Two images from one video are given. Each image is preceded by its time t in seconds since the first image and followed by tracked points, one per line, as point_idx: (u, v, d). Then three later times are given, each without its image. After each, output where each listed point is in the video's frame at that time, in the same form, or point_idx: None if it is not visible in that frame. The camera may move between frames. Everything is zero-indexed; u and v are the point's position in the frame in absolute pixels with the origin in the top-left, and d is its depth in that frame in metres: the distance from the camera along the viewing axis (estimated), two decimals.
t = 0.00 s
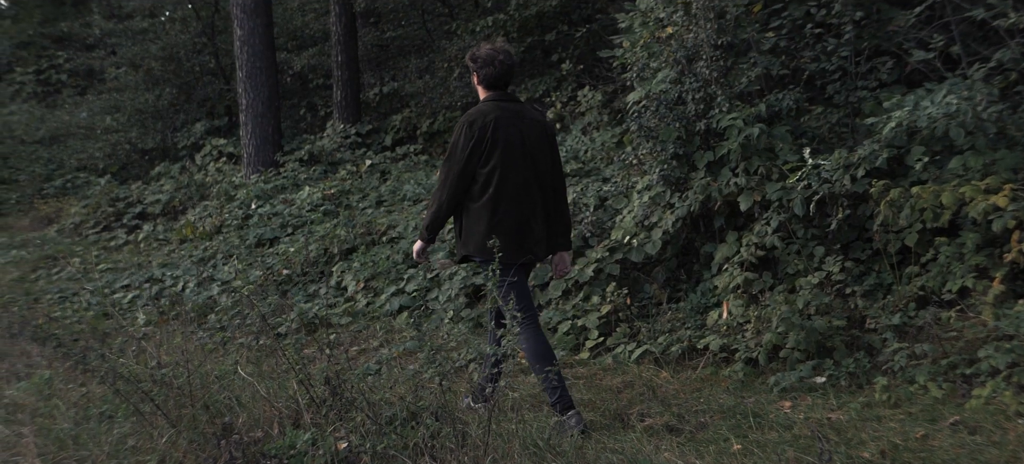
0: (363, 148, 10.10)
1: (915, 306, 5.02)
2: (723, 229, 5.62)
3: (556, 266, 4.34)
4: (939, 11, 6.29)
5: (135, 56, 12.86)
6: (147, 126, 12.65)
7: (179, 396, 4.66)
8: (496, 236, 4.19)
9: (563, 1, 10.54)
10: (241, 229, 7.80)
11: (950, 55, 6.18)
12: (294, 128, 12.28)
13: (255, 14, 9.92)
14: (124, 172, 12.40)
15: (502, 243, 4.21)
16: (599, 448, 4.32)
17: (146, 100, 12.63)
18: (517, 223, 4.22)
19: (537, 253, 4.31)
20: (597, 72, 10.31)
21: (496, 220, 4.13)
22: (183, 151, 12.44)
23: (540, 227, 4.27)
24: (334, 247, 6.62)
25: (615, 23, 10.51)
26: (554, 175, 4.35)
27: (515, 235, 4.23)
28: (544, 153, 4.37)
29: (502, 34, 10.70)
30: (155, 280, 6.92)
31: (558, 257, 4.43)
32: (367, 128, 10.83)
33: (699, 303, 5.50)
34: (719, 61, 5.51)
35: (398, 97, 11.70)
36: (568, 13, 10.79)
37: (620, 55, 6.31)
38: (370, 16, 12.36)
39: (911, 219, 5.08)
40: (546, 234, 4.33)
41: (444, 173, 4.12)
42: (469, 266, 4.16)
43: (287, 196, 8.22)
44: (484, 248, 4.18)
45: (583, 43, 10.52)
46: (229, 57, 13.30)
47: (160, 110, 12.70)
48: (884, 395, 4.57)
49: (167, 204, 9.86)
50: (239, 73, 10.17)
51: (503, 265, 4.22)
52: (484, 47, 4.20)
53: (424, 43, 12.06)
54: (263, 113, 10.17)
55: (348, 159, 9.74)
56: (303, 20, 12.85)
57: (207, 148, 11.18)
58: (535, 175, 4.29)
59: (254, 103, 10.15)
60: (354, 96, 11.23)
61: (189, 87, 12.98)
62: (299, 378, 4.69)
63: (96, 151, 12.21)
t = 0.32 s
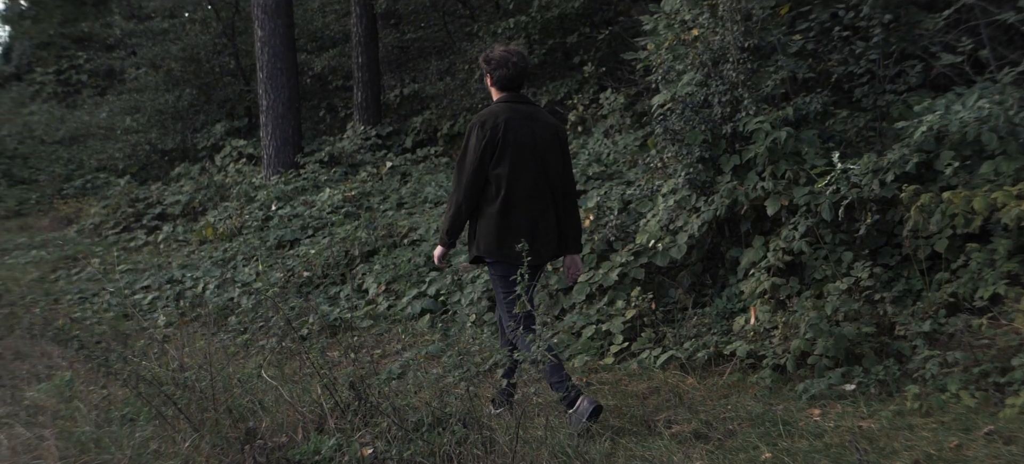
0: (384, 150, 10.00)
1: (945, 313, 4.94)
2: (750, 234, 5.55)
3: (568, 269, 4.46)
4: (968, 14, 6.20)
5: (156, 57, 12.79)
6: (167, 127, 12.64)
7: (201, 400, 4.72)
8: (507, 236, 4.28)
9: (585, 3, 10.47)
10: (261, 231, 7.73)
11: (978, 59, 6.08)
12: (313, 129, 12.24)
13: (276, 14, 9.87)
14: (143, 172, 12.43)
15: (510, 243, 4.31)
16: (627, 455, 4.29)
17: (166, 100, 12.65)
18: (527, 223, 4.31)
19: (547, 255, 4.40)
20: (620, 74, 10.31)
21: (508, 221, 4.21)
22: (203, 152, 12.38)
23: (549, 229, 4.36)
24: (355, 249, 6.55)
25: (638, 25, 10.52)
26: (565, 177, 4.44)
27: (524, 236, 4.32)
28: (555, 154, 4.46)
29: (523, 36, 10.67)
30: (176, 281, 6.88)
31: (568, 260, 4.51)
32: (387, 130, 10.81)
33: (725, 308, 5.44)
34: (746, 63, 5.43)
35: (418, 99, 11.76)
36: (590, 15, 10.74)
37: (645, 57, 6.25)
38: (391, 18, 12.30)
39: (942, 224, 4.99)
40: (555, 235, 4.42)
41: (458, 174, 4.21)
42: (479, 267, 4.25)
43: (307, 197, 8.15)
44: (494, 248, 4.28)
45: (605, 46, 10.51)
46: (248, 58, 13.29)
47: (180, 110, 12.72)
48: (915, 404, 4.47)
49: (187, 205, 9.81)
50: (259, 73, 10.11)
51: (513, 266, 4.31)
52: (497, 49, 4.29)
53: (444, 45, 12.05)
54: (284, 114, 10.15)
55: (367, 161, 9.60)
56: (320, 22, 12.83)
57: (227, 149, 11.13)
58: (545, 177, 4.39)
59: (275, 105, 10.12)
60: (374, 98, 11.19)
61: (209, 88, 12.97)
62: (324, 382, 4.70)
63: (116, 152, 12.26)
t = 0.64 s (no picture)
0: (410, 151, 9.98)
1: (983, 320, 4.81)
2: (782, 237, 5.47)
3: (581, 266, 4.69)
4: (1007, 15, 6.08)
5: (183, 56, 12.74)
6: (194, 126, 12.51)
7: (230, 401, 4.71)
8: (525, 233, 4.51)
9: (614, 3, 10.37)
10: (287, 230, 7.70)
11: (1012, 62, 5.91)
12: (338, 129, 12.16)
13: (304, 14, 9.86)
14: (169, 171, 12.49)
15: (528, 239, 4.54)
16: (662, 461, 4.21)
17: (193, 99, 12.51)
18: (545, 221, 4.54)
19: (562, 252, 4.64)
20: (649, 75, 10.26)
21: (526, 218, 4.43)
22: (229, 151, 12.33)
23: (566, 226, 4.59)
24: (382, 250, 6.50)
25: (670, 26, 10.45)
26: (581, 174, 4.67)
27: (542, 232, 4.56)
28: (571, 152, 4.69)
29: (552, 37, 10.62)
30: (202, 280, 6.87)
31: (583, 258, 4.71)
32: (414, 131, 10.79)
33: (757, 313, 5.37)
34: (779, 65, 5.35)
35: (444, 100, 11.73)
36: (619, 16, 10.63)
37: (676, 59, 6.19)
38: (417, 18, 12.26)
39: (980, 229, 4.89)
40: (571, 232, 4.66)
41: (480, 171, 4.43)
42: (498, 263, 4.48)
43: (333, 198, 8.12)
44: (512, 244, 4.51)
45: (634, 47, 10.42)
46: (274, 58, 13.09)
47: (206, 109, 12.58)
48: (954, 412, 4.36)
49: (213, 204, 9.78)
50: (286, 73, 10.12)
51: (531, 262, 4.54)
52: (516, 49, 4.51)
53: (471, 45, 12.01)
54: (309, 114, 10.13)
55: (394, 161, 9.61)
56: (346, 22, 12.81)
57: (253, 148, 11.10)
58: (563, 175, 4.60)
59: (300, 104, 10.10)
60: (401, 98, 11.18)
61: (236, 88, 12.80)
62: (355, 386, 4.66)
63: (143, 151, 12.42)
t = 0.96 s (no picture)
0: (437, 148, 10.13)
1: None
2: (818, 238, 5.39)
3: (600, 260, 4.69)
4: None
5: (212, 52, 12.75)
6: (222, 122, 12.51)
7: (260, 400, 4.76)
8: (549, 229, 4.48)
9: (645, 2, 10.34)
10: (316, 228, 7.67)
11: None
12: (366, 127, 12.18)
13: (334, 10, 9.85)
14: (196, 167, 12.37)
15: (552, 235, 4.51)
16: None
17: (221, 95, 12.51)
18: (568, 216, 4.51)
19: (586, 248, 4.61)
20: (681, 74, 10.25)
21: (553, 214, 4.39)
22: (257, 148, 12.21)
23: (590, 222, 4.56)
24: (412, 248, 6.43)
25: (702, 25, 10.39)
26: (603, 169, 4.64)
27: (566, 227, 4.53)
28: (593, 146, 4.66)
29: (582, 35, 10.60)
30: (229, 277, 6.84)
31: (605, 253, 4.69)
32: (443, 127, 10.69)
33: (791, 314, 5.29)
34: (815, 64, 5.27)
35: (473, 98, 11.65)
36: (649, 15, 10.62)
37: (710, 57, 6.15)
38: (446, 16, 12.30)
39: (1021, 232, 4.77)
40: (594, 227, 4.63)
41: (505, 166, 4.38)
42: (522, 259, 4.45)
43: (362, 195, 8.08)
44: (538, 241, 4.47)
45: (665, 45, 10.37)
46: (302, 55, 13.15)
47: (235, 105, 12.56)
48: (996, 418, 4.26)
49: (241, 201, 9.76)
50: (315, 70, 10.11)
51: (554, 258, 4.51)
52: (537, 41, 4.47)
53: (500, 44, 11.99)
54: (338, 111, 10.08)
55: (422, 159, 9.70)
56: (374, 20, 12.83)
57: (281, 145, 11.09)
58: (586, 169, 4.57)
59: (330, 101, 10.06)
60: (430, 96, 11.13)
61: (264, 84, 12.78)
62: (387, 385, 4.61)
63: (171, 147, 12.27)
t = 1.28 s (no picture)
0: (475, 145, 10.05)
1: None
2: (863, 237, 5.29)
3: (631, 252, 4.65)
4: None
5: (249, 48, 12.80)
6: (258, 118, 12.66)
7: (299, 397, 4.73)
8: (583, 223, 4.43)
9: None
10: (351, 224, 7.66)
11: None
12: (403, 123, 12.27)
13: (371, 5, 9.84)
14: (232, 163, 12.57)
15: (585, 229, 4.47)
16: None
17: (257, 91, 12.68)
18: (601, 210, 4.47)
19: (618, 242, 4.57)
20: (721, 72, 10.38)
21: (587, 208, 4.35)
22: (293, 143, 12.28)
23: (622, 216, 4.52)
24: (449, 244, 6.41)
25: (741, 22, 10.47)
26: (633, 162, 4.61)
27: (598, 222, 4.49)
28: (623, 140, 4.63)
29: (621, 30, 10.56)
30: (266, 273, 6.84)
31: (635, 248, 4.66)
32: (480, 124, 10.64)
33: (835, 314, 5.21)
34: (861, 60, 5.19)
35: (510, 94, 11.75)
36: (688, 11, 10.65)
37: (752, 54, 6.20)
38: (482, 12, 12.27)
39: None
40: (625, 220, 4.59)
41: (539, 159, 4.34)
42: (556, 254, 4.40)
43: (399, 191, 8.07)
44: (571, 236, 4.43)
45: (704, 42, 10.46)
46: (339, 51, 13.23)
47: (271, 101, 12.70)
48: None
49: (277, 197, 9.77)
50: (352, 66, 10.11)
51: (586, 253, 4.47)
52: (564, 35, 4.47)
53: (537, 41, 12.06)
54: (375, 107, 10.06)
55: (459, 155, 9.71)
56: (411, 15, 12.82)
57: (317, 141, 11.08)
58: (617, 163, 4.54)
59: (367, 97, 10.03)
60: (467, 92, 11.12)
61: (301, 80, 12.92)
62: (429, 383, 4.58)
63: (207, 143, 12.52)
